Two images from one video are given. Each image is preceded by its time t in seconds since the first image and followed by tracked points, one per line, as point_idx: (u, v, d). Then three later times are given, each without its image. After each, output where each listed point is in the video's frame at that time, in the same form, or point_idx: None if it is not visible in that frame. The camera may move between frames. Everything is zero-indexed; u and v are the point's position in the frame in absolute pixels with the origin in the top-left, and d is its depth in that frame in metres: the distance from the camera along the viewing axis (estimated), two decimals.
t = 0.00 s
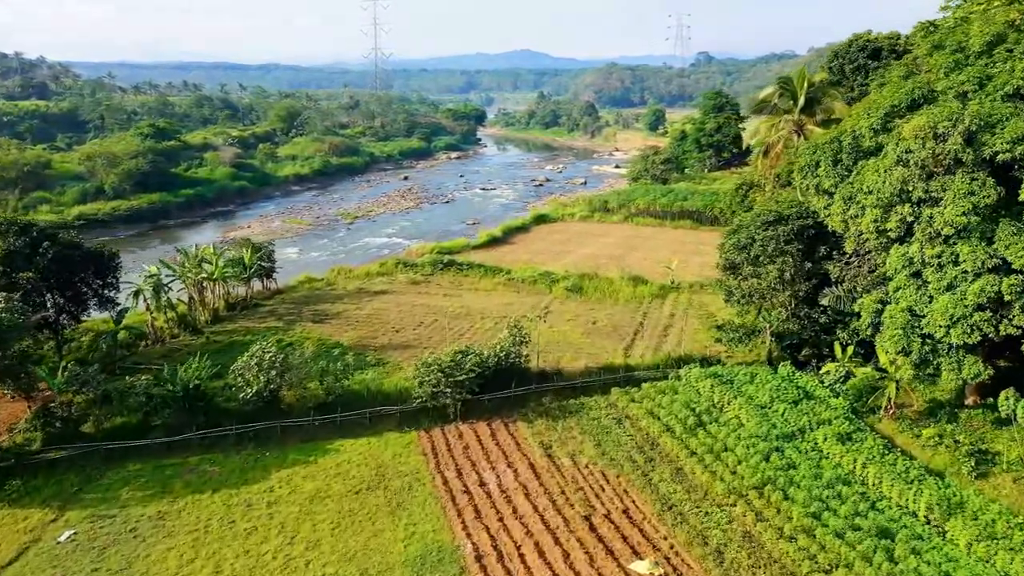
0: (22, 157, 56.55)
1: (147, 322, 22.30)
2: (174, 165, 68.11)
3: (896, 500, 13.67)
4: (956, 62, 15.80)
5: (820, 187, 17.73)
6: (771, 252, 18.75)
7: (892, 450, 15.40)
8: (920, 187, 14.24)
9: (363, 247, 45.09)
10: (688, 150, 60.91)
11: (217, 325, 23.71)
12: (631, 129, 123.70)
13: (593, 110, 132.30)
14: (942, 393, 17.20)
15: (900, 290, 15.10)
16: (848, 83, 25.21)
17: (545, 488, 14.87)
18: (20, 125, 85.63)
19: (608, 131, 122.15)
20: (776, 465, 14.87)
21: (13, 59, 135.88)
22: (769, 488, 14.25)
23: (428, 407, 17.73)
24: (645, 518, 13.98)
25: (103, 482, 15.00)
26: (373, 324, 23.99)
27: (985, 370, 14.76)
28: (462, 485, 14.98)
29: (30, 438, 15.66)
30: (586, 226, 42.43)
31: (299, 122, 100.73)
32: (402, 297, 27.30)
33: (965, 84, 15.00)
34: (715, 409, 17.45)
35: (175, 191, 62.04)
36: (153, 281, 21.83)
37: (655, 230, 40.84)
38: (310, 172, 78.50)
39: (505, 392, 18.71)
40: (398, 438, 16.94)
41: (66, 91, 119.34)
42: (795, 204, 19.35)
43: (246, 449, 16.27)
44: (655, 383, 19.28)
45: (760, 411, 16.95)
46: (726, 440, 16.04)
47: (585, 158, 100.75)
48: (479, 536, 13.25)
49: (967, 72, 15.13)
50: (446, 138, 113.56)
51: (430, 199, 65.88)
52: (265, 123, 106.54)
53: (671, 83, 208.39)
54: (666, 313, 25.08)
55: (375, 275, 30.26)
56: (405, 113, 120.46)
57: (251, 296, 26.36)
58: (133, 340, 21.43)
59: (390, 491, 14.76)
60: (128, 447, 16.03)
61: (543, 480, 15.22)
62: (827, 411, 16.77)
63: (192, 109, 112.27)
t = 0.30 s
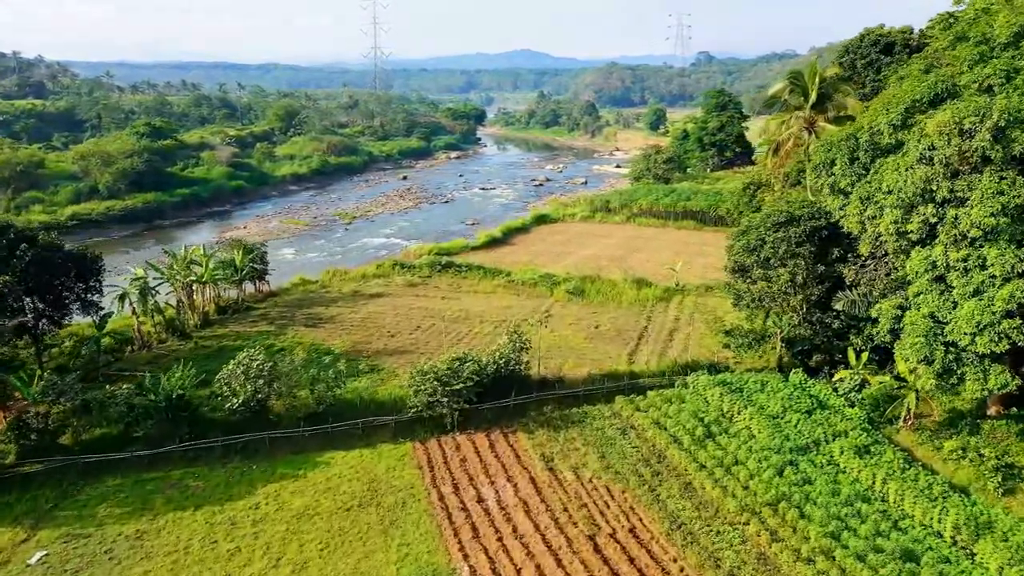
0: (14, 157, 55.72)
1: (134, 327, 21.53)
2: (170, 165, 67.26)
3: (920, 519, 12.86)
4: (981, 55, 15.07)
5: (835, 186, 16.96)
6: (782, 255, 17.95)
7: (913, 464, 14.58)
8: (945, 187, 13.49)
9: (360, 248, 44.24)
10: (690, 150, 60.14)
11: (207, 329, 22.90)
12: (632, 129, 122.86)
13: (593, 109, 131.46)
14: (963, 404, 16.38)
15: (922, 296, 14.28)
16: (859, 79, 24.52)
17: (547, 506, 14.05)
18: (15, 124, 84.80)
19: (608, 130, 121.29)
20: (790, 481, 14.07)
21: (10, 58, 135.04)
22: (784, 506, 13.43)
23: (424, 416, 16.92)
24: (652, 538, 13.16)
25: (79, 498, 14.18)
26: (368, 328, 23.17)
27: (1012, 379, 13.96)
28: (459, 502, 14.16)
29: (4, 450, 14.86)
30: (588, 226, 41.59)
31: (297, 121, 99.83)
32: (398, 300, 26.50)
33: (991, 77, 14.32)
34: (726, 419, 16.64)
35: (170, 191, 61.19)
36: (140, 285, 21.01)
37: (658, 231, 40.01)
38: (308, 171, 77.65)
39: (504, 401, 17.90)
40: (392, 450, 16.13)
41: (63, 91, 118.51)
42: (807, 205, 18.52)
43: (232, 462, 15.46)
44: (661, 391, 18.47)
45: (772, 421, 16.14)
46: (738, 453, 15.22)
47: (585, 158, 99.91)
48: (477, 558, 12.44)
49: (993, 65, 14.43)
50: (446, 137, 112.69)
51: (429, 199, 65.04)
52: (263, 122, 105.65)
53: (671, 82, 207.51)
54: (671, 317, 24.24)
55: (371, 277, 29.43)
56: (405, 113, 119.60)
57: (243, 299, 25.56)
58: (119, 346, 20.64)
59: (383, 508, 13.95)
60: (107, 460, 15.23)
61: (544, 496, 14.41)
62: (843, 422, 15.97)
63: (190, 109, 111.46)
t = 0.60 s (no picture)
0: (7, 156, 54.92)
1: (119, 333, 20.73)
2: (166, 165, 66.45)
3: (946, 541, 12.06)
4: (1009, 48, 14.39)
5: (852, 186, 16.18)
6: (795, 258, 17.14)
7: (935, 481, 13.78)
8: (973, 186, 12.75)
9: (357, 249, 43.40)
10: (692, 149, 59.40)
11: (196, 335, 22.10)
12: (633, 129, 122.11)
13: (594, 109, 130.65)
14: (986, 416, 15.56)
15: (945, 302, 13.48)
16: (871, 75, 23.91)
17: (548, 525, 13.25)
18: (11, 124, 84.03)
19: (608, 130, 120.47)
20: (807, 499, 13.27)
21: (7, 57, 134.13)
22: (801, 526, 12.64)
23: (420, 428, 16.13)
24: (661, 561, 12.36)
25: (53, 517, 13.38)
26: (363, 333, 22.39)
27: None
28: (455, 521, 13.35)
29: None
30: (589, 227, 40.80)
31: (296, 121, 99.01)
32: (395, 304, 25.71)
33: (1019, 71, 13.56)
34: (736, 431, 15.85)
35: (165, 191, 60.38)
36: (125, 290, 20.16)
37: (661, 232, 39.20)
38: (306, 171, 76.82)
39: (503, 411, 17.10)
40: (386, 465, 15.33)
41: (61, 90, 117.71)
42: (819, 205, 17.70)
43: (216, 478, 14.67)
44: (667, 400, 17.66)
45: (785, 434, 15.34)
46: (750, 468, 14.42)
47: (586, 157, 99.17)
48: None
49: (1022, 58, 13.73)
50: (445, 137, 111.83)
51: (429, 199, 64.24)
52: (261, 121, 104.80)
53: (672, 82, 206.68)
54: (676, 322, 23.44)
55: (367, 280, 28.63)
56: (404, 112, 118.75)
57: (234, 303, 24.78)
58: (104, 353, 19.86)
59: (375, 529, 13.15)
60: (85, 476, 14.44)
61: (546, 515, 13.61)
62: (860, 434, 15.17)
63: (188, 108, 110.62)
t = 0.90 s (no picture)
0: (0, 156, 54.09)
1: (104, 340, 19.93)
2: (162, 165, 65.64)
3: (975, 567, 11.27)
4: None
5: (871, 187, 15.36)
6: (808, 262, 16.33)
7: (960, 500, 13.00)
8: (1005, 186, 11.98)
9: (354, 250, 42.57)
10: (694, 149, 58.65)
11: (184, 341, 21.31)
12: (633, 129, 121.34)
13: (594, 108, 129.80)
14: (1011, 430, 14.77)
15: (972, 311, 12.69)
16: (884, 70, 24.01)
17: (551, 548, 12.46)
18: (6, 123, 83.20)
19: (608, 130, 119.65)
20: (826, 519, 12.48)
21: (5, 56, 133.08)
22: (820, 549, 11.84)
23: (415, 441, 15.34)
24: None
25: (24, 538, 12.57)
26: (357, 339, 21.61)
27: None
28: (451, 543, 12.55)
29: None
30: (591, 228, 40.00)
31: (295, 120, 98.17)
32: (391, 308, 24.92)
33: None
34: (748, 445, 15.06)
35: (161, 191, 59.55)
36: (109, 295, 19.28)
37: (664, 233, 38.38)
38: (304, 171, 75.98)
39: (502, 423, 16.30)
40: (378, 481, 14.53)
41: (58, 89, 116.84)
42: (833, 207, 16.86)
43: (200, 495, 13.88)
44: (674, 411, 16.87)
45: (800, 448, 14.55)
46: (764, 485, 13.62)
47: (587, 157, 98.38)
48: None
49: None
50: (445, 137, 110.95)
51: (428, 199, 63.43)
52: (260, 121, 103.95)
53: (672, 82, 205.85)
54: (682, 328, 22.64)
55: (363, 283, 27.82)
56: (404, 112, 117.88)
57: (224, 307, 23.98)
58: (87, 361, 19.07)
59: (366, 552, 12.35)
60: (60, 494, 13.65)
61: (548, 536, 12.82)
62: (879, 449, 14.38)
63: (186, 108, 109.74)
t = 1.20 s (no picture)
0: None
1: (88, 348, 19.13)
2: (157, 165, 64.82)
3: None
4: None
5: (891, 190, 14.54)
6: (824, 268, 15.52)
7: (988, 524, 12.22)
8: None
9: (350, 252, 41.73)
10: (697, 149, 57.98)
11: (172, 349, 20.52)
12: (634, 129, 120.64)
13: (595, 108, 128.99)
14: None
15: (1003, 322, 11.88)
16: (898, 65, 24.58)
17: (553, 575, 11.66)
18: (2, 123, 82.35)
19: (608, 130, 118.87)
20: (848, 544, 11.69)
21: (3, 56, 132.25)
22: None
23: (410, 458, 14.55)
24: None
25: None
26: (351, 346, 20.83)
27: None
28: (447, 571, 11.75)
29: None
30: (592, 230, 39.23)
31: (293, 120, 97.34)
32: (386, 313, 24.13)
33: None
34: (762, 461, 14.27)
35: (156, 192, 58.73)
36: (93, 303, 18.40)
37: (667, 235, 37.60)
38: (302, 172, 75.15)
39: (501, 438, 15.50)
40: (371, 501, 13.74)
41: (55, 89, 115.97)
42: (849, 209, 16.03)
43: (181, 517, 13.08)
44: (682, 425, 16.08)
45: (817, 466, 13.75)
46: (780, 505, 12.82)
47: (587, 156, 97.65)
48: None
49: None
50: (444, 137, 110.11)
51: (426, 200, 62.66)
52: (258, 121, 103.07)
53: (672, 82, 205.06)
54: (688, 335, 21.86)
55: (358, 287, 27.01)
56: (403, 112, 117.04)
57: (214, 312, 23.17)
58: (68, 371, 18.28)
59: None
60: (31, 515, 12.84)
61: (551, 562, 12.03)
62: (901, 467, 13.59)
63: (184, 108, 108.87)
